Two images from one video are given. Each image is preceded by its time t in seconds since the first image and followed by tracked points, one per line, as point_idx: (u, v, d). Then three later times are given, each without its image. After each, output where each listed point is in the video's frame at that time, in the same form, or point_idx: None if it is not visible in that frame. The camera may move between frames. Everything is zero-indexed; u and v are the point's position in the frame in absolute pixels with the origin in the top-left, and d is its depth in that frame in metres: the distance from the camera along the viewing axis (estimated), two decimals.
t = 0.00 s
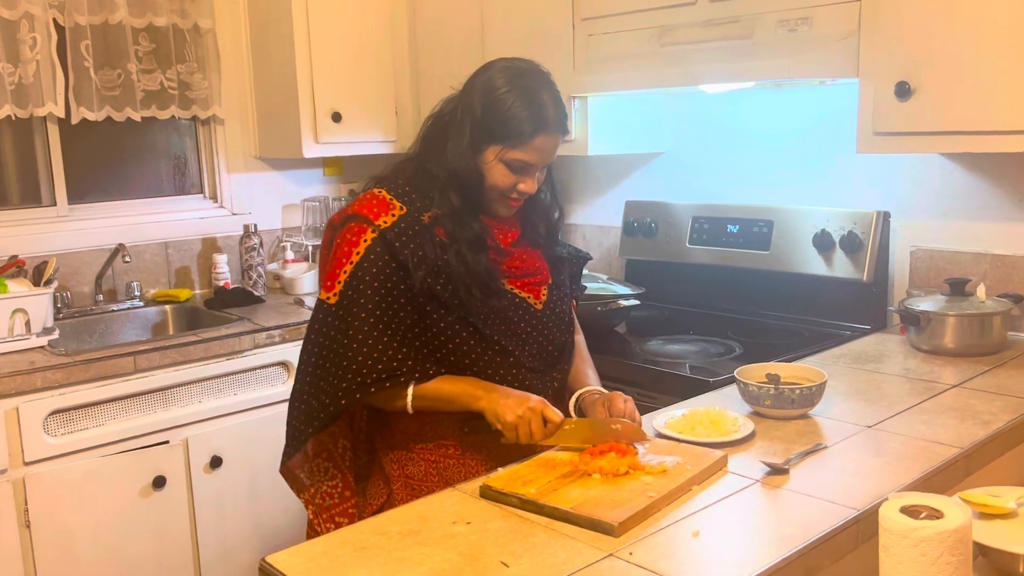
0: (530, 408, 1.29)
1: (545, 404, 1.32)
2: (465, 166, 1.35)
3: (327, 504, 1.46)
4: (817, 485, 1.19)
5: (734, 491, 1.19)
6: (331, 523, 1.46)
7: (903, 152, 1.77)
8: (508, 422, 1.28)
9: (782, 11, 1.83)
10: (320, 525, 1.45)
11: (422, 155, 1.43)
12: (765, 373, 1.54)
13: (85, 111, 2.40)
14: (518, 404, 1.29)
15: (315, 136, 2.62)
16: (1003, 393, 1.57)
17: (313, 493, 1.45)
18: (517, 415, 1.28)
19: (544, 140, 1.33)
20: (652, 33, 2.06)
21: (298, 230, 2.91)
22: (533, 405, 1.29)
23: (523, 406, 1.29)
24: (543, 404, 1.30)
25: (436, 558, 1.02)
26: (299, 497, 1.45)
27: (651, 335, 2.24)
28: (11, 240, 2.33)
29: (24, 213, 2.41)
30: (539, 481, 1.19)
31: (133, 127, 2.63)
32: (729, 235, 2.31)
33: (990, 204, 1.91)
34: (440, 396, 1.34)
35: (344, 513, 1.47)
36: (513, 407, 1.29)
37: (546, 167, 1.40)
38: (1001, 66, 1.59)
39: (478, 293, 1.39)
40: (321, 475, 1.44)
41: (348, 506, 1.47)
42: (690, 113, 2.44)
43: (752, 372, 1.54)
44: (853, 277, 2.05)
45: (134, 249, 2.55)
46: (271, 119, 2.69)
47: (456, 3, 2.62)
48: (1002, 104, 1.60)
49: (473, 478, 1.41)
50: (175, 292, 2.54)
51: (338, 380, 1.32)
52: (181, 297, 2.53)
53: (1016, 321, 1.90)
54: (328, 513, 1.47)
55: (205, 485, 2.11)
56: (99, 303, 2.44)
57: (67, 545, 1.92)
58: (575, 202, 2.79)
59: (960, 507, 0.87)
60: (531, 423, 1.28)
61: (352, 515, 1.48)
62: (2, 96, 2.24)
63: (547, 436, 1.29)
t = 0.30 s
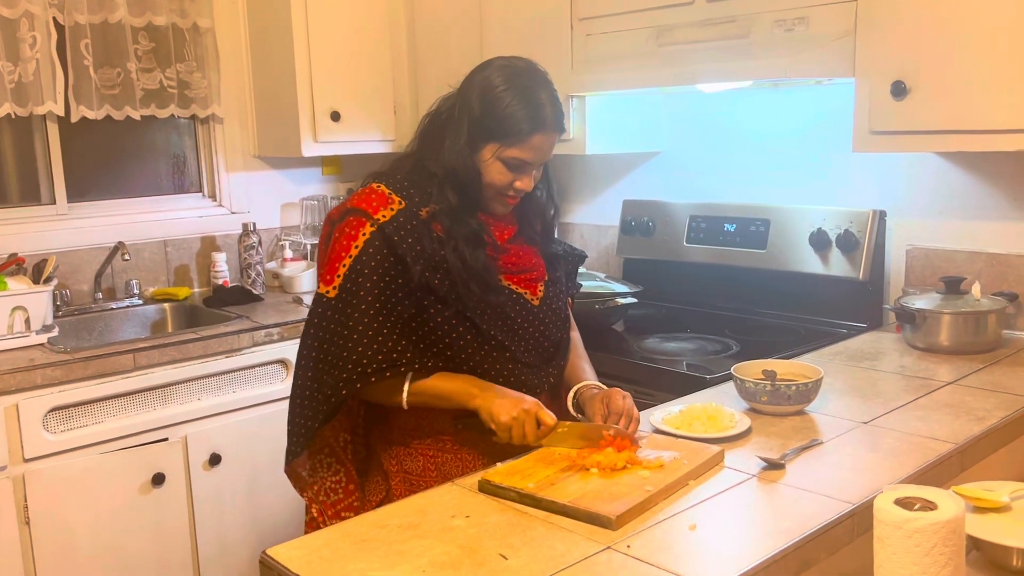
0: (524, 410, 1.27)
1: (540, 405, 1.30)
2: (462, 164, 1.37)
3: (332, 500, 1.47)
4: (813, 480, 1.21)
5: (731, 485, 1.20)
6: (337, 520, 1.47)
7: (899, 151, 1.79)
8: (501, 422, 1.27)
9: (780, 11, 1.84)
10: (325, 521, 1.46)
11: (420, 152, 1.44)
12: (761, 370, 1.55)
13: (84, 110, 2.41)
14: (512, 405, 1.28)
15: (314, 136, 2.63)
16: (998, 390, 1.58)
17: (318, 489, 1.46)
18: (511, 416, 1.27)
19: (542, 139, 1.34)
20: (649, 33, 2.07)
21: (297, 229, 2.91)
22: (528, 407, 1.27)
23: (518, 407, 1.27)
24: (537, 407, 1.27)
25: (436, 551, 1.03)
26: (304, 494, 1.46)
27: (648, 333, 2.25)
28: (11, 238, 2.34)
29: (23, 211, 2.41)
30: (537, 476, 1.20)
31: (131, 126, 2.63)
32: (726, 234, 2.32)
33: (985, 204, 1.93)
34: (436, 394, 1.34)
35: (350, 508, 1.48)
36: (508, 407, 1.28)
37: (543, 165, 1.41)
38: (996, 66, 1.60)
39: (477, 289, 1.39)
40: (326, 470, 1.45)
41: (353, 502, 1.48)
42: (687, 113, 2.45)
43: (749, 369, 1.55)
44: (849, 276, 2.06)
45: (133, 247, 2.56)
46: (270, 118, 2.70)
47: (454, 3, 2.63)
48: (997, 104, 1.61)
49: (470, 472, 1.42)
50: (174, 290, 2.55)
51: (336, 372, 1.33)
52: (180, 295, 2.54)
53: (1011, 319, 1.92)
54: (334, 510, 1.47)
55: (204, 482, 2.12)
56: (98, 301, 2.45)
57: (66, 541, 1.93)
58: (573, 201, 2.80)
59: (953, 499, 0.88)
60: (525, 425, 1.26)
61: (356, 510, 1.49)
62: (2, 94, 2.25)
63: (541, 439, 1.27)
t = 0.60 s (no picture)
0: (520, 402, 1.29)
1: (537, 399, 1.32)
2: (458, 162, 1.39)
3: (336, 493, 1.48)
4: (804, 474, 1.23)
5: (723, 479, 1.22)
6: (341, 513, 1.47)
7: (891, 152, 1.81)
8: (497, 412, 1.29)
9: (773, 13, 1.87)
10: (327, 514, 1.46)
11: (416, 152, 1.46)
12: (755, 367, 1.57)
13: (84, 109, 2.42)
14: (508, 396, 1.30)
15: (312, 135, 2.64)
16: (988, 387, 1.60)
17: (320, 482, 1.47)
18: (509, 406, 1.29)
19: (535, 135, 1.36)
20: (645, 34, 2.09)
21: (295, 228, 2.93)
22: (524, 400, 1.30)
23: (514, 399, 1.30)
24: (534, 399, 1.30)
25: (435, 542, 1.05)
26: (306, 488, 1.47)
27: (644, 331, 2.27)
28: (11, 237, 2.35)
29: (23, 209, 2.43)
30: (534, 470, 1.22)
31: (130, 125, 2.65)
32: (720, 234, 2.34)
33: (975, 204, 1.95)
34: (433, 384, 1.37)
35: (352, 502, 1.49)
36: (504, 398, 1.30)
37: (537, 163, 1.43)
38: (986, 68, 1.63)
39: (472, 284, 1.42)
40: (329, 463, 1.47)
41: (356, 495, 1.49)
42: (682, 113, 2.47)
43: (742, 366, 1.57)
44: (842, 275, 2.08)
45: (132, 246, 2.57)
46: (268, 118, 2.72)
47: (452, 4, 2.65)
48: (987, 105, 1.64)
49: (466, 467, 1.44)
50: (173, 288, 2.56)
51: (336, 364, 1.35)
52: (179, 293, 2.55)
53: (1001, 318, 1.95)
54: (337, 503, 1.48)
55: (202, 478, 2.13)
56: (98, 299, 2.46)
57: (66, 537, 1.94)
58: (569, 201, 2.83)
59: (940, 490, 0.90)
60: (519, 417, 1.28)
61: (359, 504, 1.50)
62: (3, 93, 2.27)
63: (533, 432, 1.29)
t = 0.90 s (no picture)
0: (517, 397, 1.30)
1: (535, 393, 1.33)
2: (445, 158, 1.41)
3: (327, 491, 1.49)
4: (788, 467, 1.25)
5: (710, 472, 1.24)
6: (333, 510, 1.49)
7: (878, 152, 1.84)
8: (495, 406, 1.30)
9: (764, 15, 1.89)
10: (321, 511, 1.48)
11: (404, 150, 1.48)
12: (743, 363, 1.60)
13: (81, 108, 2.44)
14: (506, 391, 1.31)
15: (307, 134, 2.66)
16: (971, 383, 1.63)
17: (312, 480, 1.48)
18: (507, 401, 1.30)
19: (519, 129, 1.39)
20: (637, 35, 2.11)
21: (290, 226, 2.95)
22: (521, 394, 1.31)
23: (511, 394, 1.31)
24: (531, 394, 1.31)
25: (427, 532, 1.07)
26: (299, 486, 1.48)
27: (635, 329, 2.30)
28: (7, 234, 2.37)
29: (20, 207, 2.44)
30: (524, 463, 1.24)
31: (126, 124, 2.66)
32: (711, 233, 2.37)
33: (960, 204, 1.98)
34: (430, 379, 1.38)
35: (345, 499, 1.50)
36: (502, 393, 1.31)
37: (523, 157, 1.46)
38: (971, 69, 1.66)
39: (464, 279, 1.45)
40: (322, 461, 1.48)
41: (348, 492, 1.50)
42: (673, 113, 2.50)
43: (730, 362, 1.60)
44: (830, 273, 2.11)
45: (128, 243, 2.59)
46: (263, 116, 2.74)
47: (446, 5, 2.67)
48: (971, 106, 1.67)
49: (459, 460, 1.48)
50: (168, 286, 2.58)
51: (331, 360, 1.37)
52: (174, 291, 2.57)
53: (986, 316, 1.98)
54: (328, 501, 1.50)
55: (197, 474, 2.15)
56: (94, 296, 2.48)
57: (62, 531, 1.96)
58: (562, 200, 2.85)
59: (917, 480, 0.92)
60: (518, 412, 1.29)
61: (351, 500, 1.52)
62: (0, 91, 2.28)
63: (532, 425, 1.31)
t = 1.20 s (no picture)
0: (536, 388, 1.34)
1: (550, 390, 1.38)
2: (435, 154, 1.42)
3: (314, 486, 1.50)
4: (782, 462, 1.26)
5: (705, 467, 1.25)
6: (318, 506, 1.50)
7: (872, 151, 1.85)
8: (517, 396, 1.33)
9: (758, 14, 1.90)
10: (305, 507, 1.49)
11: (397, 147, 1.49)
12: (737, 360, 1.61)
13: (76, 104, 2.44)
14: (527, 384, 1.35)
15: (303, 131, 2.66)
16: (964, 380, 1.64)
17: (301, 476, 1.49)
18: (527, 392, 1.34)
19: (510, 126, 1.39)
20: (633, 34, 2.12)
21: (286, 224, 2.95)
22: (540, 387, 1.35)
23: (531, 386, 1.35)
24: (549, 387, 1.36)
25: (424, 526, 1.08)
26: (288, 481, 1.50)
27: (629, 326, 2.31)
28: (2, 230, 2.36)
29: (15, 204, 2.44)
30: (520, 458, 1.25)
31: (121, 121, 2.66)
32: (705, 231, 2.38)
33: (954, 202, 1.99)
34: (450, 370, 1.38)
35: (330, 493, 1.51)
36: (522, 386, 1.35)
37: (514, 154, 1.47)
38: (964, 69, 1.67)
39: (456, 273, 1.45)
40: (313, 455, 1.49)
41: (336, 487, 1.51)
42: (668, 112, 2.51)
43: (725, 358, 1.61)
44: (824, 271, 2.13)
45: (124, 240, 2.59)
46: (258, 114, 2.74)
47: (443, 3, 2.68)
48: (963, 106, 1.68)
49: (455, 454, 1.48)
50: (164, 283, 2.58)
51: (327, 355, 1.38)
52: (170, 288, 2.57)
53: (978, 314, 1.99)
54: (315, 496, 1.51)
55: (193, 471, 2.15)
56: (89, 293, 2.48)
57: (58, 527, 1.96)
58: (558, 199, 2.86)
59: (910, 474, 0.93)
60: (536, 402, 1.33)
61: (338, 495, 1.52)
62: None
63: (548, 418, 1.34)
